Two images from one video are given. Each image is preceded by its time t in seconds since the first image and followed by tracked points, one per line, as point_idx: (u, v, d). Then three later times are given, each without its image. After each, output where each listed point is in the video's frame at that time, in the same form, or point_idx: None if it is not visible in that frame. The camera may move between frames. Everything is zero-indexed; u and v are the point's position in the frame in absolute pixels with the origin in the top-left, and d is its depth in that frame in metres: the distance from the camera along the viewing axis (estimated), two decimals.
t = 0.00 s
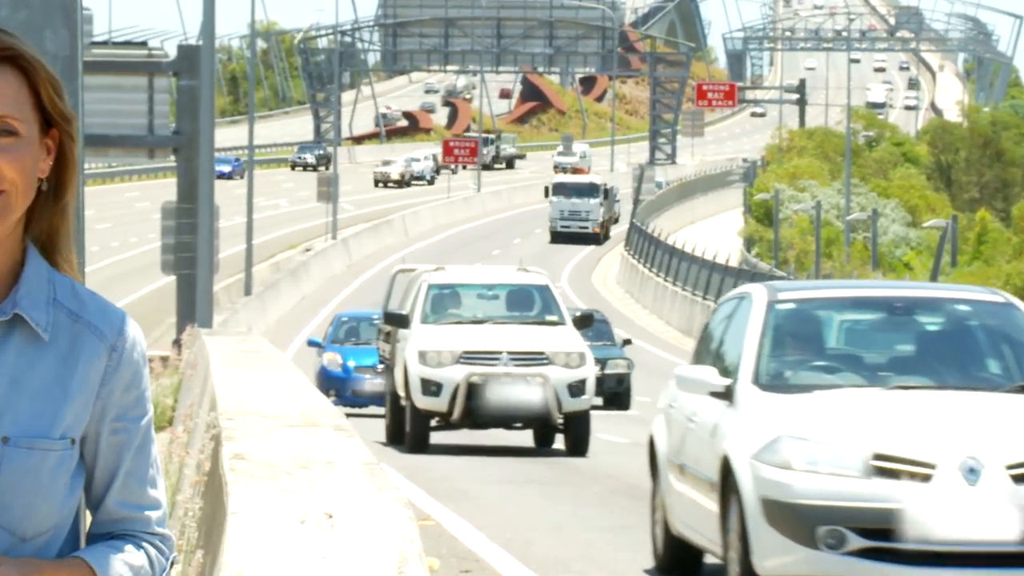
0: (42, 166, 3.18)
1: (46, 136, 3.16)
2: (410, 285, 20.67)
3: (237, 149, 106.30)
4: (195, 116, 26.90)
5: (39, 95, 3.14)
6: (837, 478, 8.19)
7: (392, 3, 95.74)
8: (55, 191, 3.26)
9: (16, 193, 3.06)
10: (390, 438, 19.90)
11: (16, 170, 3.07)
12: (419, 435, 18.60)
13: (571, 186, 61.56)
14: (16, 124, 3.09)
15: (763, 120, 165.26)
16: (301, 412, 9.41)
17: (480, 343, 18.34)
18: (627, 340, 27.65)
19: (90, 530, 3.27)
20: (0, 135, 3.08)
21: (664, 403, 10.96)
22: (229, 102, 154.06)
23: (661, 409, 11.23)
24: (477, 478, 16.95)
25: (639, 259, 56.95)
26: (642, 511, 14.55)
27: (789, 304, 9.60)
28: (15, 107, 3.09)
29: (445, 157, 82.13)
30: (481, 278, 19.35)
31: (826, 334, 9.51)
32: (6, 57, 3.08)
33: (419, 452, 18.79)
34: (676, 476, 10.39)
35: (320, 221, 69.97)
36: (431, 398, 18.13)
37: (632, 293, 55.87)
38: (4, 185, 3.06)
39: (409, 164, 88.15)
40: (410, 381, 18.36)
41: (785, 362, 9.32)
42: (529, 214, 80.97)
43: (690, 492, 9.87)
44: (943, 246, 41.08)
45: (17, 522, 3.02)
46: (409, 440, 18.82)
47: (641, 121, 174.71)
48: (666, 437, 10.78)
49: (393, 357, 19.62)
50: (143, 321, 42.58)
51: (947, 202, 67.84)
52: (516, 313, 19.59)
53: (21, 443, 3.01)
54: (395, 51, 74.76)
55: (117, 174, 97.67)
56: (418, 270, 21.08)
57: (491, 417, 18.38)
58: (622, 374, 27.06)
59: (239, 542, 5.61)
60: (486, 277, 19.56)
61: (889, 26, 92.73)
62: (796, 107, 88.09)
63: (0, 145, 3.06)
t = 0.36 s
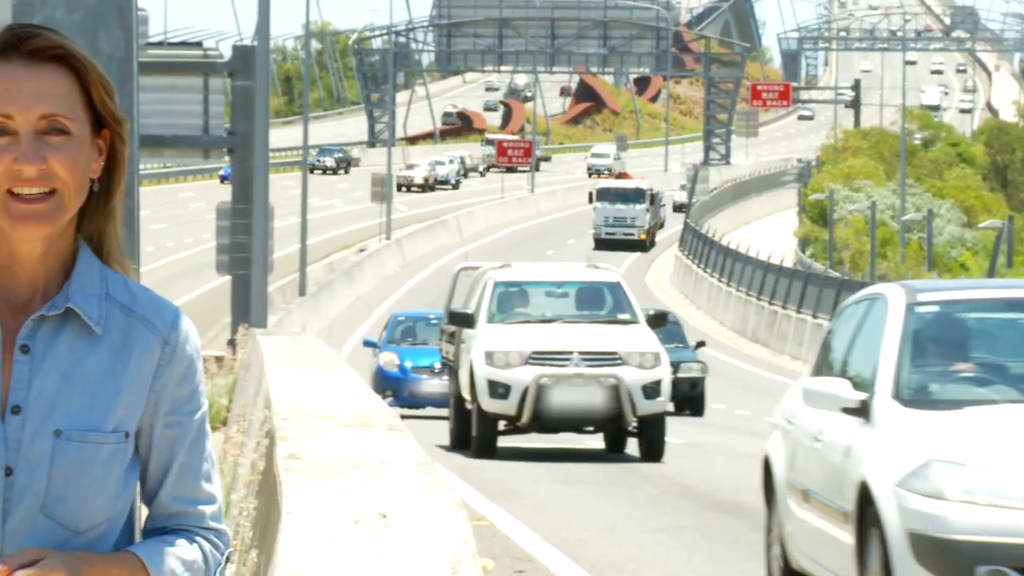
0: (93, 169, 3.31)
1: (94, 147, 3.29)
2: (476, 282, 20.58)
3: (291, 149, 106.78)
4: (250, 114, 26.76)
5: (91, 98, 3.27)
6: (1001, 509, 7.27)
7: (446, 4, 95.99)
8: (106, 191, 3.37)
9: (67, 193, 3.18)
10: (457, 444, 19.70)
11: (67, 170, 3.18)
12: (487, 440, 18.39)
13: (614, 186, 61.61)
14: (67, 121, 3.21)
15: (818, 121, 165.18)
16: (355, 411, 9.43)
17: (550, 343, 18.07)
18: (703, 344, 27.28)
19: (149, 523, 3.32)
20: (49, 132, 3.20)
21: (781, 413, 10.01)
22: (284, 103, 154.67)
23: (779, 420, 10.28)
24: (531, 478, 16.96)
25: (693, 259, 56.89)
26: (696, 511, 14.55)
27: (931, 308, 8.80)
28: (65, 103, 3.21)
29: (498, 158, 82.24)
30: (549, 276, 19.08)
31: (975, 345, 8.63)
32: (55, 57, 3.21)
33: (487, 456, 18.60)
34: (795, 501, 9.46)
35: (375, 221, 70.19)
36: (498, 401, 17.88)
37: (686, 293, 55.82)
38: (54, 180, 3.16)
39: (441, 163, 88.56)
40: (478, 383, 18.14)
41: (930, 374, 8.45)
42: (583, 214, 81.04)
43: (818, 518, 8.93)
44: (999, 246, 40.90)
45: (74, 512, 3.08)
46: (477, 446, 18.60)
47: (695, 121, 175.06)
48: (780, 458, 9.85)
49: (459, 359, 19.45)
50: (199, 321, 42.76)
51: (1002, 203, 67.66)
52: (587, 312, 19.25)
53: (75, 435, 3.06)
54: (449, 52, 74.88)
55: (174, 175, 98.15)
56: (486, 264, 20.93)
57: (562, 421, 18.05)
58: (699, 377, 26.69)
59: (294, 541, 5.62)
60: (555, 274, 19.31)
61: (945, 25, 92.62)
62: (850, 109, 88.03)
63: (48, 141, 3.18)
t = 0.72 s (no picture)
0: (151, 166, 3.37)
1: (150, 150, 3.36)
2: (544, 280, 19.93)
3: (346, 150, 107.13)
4: (305, 113, 26.42)
5: (155, 98, 3.34)
6: None
7: (501, 4, 96.14)
8: (161, 191, 3.43)
9: (121, 187, 3.20)
10: (523, 447, 19.09)
11: (123, 163, 3.22)
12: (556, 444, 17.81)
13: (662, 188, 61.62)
14: (126, 115, 3.27)
15: (873, 121, 164.99)
16: (409, 411, 9.45)
17: (624, 345, 17.47)
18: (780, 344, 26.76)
19: (201, 526, 3.35)
20: (108, 123, 3.24)
21: (928, 438, 8.75)
22: (339, 104, 155.39)
23: (921, 448, 9.05)
24: (586, 478, 16.99)
25: (747, 260, 56.77)
26: (749, 511, 14.56)
27: None
28: (125, 97, 3.27)
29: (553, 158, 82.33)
30: (619, 275, 18.33)
31: None
32: (117, 51, 3.28)
33: (556, 462, 18.01)
34: (947, 539, 8.18)
35: (429, 221, 70.38)
36: (569, 405, 17.33)
37: (740, 293, 55.72)
38: (109, 173, 3.19)
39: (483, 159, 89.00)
40: (547, 386, 17.57)
41: None
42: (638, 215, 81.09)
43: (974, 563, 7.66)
44: None
45: (128, 511, 3.10)
46: (545, 449, 17.99)
47: (750, 121, 174.87)
48: (926, 488, 8.63)
49: (528, 360, 18.76)
50: (254, 321, 42.89)
51: None
52: (662, 312, 18.46)
53: (128, 434, 3.09)
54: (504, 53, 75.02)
55: (231, 176, 98.69)
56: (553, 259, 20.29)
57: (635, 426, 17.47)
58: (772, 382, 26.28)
59: (348, 542, 5.62)
60: (628, 273, 18.54)
61: (1003, 25, 92.36)
62: (907, 110, 87.85)
63: (105, 132, 3.22)
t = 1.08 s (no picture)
0: (212, 168, 3.38)
1: (216, 146, 3.38)
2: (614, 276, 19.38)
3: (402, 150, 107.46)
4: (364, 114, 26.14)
5: (216, 95, 3.36)
6: None
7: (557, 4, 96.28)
8: (220, 192, 3.46)
9: (179, 179, 3.21)
10: (593, 453, 18.49)
11: (182, 160, 3.22)
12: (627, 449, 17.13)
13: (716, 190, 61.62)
14: (189, 111, 3.28)
15: (932, 121, 164.73)
16: (466, 411, 9.46)
17: (700, 344, 16.83)
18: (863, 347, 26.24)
19: (255, 525, 3.35)
20: (172, 118, 3.26)
21: None
22: (396, 103, 155.90)
23: None
24: (643, 478, 17.00)
25: (804, 260, 56.69)
26: (806, 512, 14.55)
27: None
28: (188, 93, 3.29)
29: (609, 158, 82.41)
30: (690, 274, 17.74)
31: None
32: (181, 50, 3.31)
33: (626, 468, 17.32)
34: None
35: (486, 221, 70.52)
36: (640, 409, 16.68)
37: (797, 294, 55.63)
38: (167, 170, 3.20)
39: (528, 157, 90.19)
40: (617, 388, 16.94)
41: None
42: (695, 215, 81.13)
43: None
44: None
45: (188, 506, 3.12)
46: (614, 454, 17.29)
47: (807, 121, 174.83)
48: None
49: (597, 360, 18.12)
50: (311, 322, 42.99)
51: None
52: (736, 309, 17.84)
53: (185, 436, 3.11)
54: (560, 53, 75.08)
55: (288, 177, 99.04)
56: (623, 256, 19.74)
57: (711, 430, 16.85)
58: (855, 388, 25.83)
59: (405, 541, 5.63)
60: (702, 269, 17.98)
61: None
62: (964, 109, 87.70)
63: (168, 129, 3.23)
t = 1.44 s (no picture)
0: (268, 168, 3.40)
1: (271, 146, 3.39)
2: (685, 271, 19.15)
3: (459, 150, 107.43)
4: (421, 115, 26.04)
5: (269, 96, 3.36)
6: None
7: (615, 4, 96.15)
8: (277, 194, 3.48)
9: (236, 186, 3.22)
10: (663, 461, 18.16)
11: (238, 167, 3.23)
12: (700, 455, 16.69)
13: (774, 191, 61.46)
14: (243, 116, 3.29)
15: (991, 121, 163.91)
16: (523, 411, 9.48)
17: (778, 345, 16.52)
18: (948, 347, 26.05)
19: (314, 529, 3.37)
20: (226, 127, 3.27)
21: None
22: (453, 105, 155.99)
23: None
24: (699, 475, 17.01)
25: (862, 259, 56.48)
26: (865, 513, 14.51)
27: None
28: (242, 99, 3.30)
29: (667, 158, 82.24)
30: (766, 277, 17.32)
31: None
32: (234, 56, 3.32)
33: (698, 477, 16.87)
34: None
35: (543, 221, 70.49)
36: (714, 412, 16.30)
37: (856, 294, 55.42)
38: (225, 178, 3.22)
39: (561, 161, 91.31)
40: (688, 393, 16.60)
41: None
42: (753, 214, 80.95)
43: None
44: None
45: (245, 508, 3.12)
46: (687, 465, 16.87)
47: (865, 121, 174.22)
48: None
49: (669, 362, 17.80)
50: (368, 322, 43.01)
51: None
52: (816, 306, 17.53)
53: (243, 434, 3.11)
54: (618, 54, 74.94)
55: (346, 179, 99.16)
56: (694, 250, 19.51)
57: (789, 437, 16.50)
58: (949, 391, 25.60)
59: (461, 541, 5.65)
60: (779, 266, 17.69)
61: None
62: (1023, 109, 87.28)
63: (222, 138, 3.25)
